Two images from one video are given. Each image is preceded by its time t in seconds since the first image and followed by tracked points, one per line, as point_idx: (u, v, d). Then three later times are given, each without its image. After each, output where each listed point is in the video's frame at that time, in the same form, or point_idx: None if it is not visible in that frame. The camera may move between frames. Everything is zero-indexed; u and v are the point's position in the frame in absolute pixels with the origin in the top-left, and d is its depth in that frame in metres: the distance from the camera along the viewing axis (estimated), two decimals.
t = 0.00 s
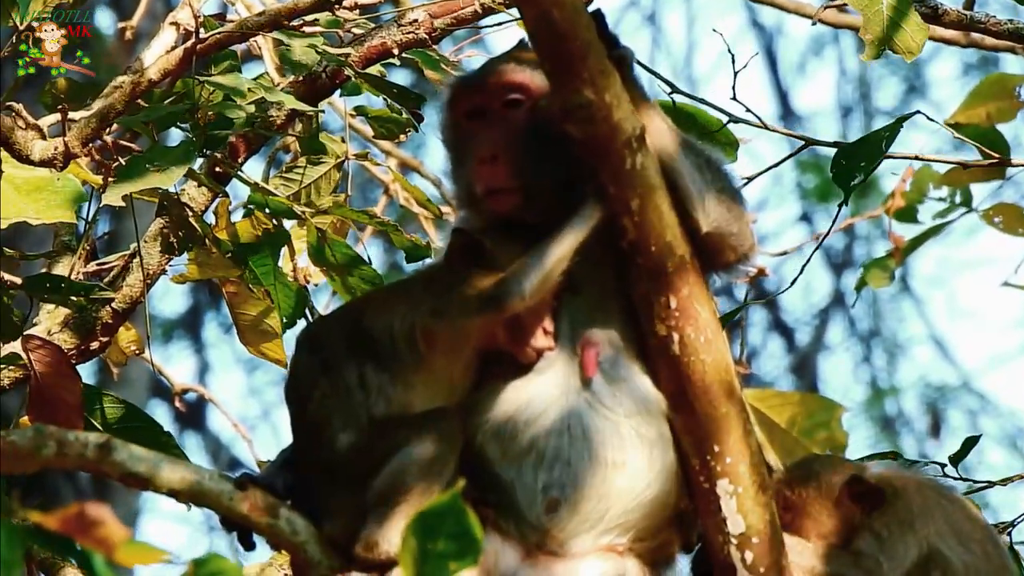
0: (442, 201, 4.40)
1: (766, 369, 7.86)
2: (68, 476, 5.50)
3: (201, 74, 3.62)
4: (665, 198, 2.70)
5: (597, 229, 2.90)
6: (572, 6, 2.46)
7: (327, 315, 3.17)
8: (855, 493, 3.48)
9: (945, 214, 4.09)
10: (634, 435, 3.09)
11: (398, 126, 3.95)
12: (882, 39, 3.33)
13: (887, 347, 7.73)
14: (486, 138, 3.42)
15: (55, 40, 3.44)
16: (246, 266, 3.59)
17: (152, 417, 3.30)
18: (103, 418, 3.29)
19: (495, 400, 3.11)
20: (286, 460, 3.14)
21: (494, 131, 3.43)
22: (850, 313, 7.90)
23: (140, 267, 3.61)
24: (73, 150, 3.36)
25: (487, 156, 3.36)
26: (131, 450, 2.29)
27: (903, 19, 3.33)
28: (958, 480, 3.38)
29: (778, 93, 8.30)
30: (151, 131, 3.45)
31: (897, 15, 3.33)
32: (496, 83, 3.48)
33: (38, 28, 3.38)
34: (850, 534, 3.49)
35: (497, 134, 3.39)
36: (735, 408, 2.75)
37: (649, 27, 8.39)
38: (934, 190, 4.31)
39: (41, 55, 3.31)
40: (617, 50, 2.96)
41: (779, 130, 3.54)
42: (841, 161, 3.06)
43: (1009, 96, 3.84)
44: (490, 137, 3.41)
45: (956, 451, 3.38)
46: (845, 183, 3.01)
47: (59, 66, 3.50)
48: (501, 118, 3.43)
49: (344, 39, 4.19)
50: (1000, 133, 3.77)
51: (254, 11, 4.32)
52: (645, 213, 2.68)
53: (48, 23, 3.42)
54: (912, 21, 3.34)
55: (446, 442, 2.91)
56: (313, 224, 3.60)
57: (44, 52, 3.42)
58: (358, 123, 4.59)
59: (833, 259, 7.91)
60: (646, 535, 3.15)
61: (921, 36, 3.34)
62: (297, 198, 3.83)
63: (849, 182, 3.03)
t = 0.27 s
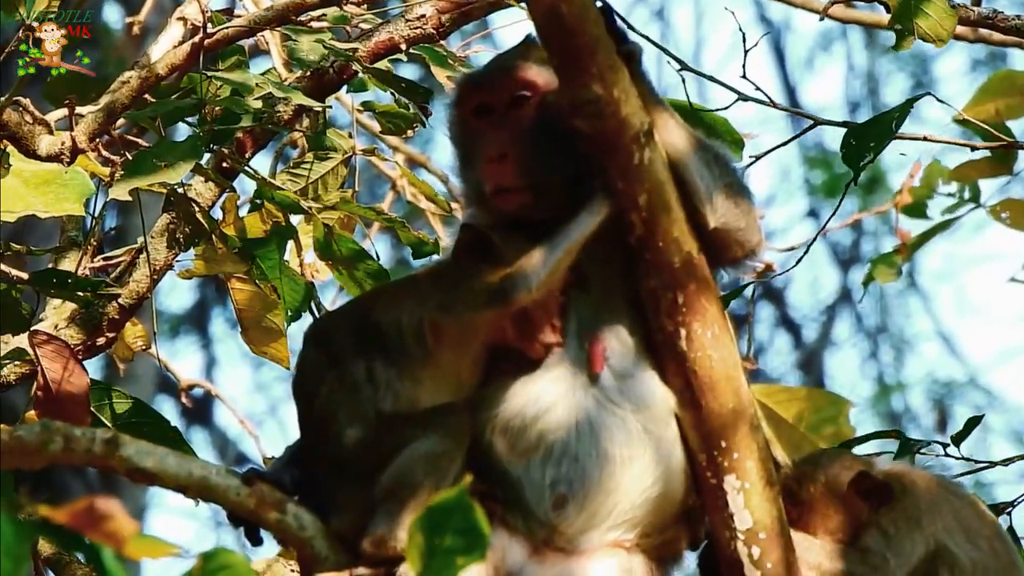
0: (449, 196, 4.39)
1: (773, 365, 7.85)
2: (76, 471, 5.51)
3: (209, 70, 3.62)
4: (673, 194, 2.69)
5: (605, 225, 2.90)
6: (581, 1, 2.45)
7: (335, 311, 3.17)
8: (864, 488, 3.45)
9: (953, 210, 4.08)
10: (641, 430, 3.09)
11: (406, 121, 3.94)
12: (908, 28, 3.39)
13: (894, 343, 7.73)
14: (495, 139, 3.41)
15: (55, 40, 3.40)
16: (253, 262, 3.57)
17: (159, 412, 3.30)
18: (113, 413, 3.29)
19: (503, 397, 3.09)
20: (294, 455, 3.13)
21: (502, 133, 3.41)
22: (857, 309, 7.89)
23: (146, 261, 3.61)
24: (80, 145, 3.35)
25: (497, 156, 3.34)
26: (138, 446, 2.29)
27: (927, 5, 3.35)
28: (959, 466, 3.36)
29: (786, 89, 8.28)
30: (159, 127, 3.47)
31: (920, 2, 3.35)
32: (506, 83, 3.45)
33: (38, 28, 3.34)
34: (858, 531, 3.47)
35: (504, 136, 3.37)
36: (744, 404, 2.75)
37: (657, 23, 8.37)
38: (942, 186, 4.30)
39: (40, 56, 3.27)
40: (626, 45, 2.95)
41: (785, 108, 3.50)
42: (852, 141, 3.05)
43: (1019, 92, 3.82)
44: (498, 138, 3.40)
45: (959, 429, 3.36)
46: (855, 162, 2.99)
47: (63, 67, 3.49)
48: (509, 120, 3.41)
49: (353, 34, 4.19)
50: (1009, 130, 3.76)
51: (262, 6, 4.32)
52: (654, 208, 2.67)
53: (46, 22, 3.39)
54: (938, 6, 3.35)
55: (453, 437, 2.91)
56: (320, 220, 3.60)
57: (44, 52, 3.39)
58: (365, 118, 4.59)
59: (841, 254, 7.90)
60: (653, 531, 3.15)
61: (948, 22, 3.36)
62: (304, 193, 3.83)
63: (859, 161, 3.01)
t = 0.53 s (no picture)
0: (453, 188, 4.39)
1: (778, 356, 7.85)
2: (80, 460, 5.52)
3: (214, 62, 3.62)
4: (678, 185, 2.69)
5: (609, 216, 2.89)
6: None
7: (340, 301, 3.17)
8: (867, 481, 3.49)
9: (958, 204, 4.07)
10: (647, 421, 3.07)
11: (410, 113, 3.93)
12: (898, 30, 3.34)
13: (899, 335, 7.72)
14: (500, 133, 3.42)
15: (54, 40, 3.42)
16: (258, 253, 3.57)
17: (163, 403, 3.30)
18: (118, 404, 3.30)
19: (508, 385, 3.11)
20: (298, 445, 3.14)
21: (507, 126, 3.42)
22: (863, 301, 7.88)
23: (151, 252, 3.61)
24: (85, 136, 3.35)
25: (503, 150, 3.36)
26: (142, 435, 2.30)
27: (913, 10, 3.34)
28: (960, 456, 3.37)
29: (791, 81, 8.27)
30: (163, 119, 3.48)
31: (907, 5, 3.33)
32: (517, 77, 3.42)
33: (38, 29, 3.37)
34: (863, 522, 3.49)
35: (509, 130, 3.40)
36: (748, 395, 2.75)
37: (663, 15, 8.36)
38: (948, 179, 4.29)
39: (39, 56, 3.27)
40: (631, 36, 2.94)
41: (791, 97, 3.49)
42: (854, 130, 3.03)
43: None
44: (503, 132, 3.41)
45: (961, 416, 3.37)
46: (855, 153, 3.00)
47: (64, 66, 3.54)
48: (515, 114, 3.41)
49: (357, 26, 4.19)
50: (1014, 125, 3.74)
51: None
52: (658, 199, 2.67)
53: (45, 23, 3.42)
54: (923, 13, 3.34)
55: (458, 428, 2.91)
56: (325, 210, 3.60)
57: (44, 52, 3.40)
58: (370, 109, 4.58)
59: (847, 247, 7.85)
60: (659, 521, 3.14)
61: (931, 29, 3.34)
62: (308, 184, 3.84)
63: (862, 150, 3.02)
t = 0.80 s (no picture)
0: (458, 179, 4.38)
1: (784, 348, 7.84)
2: (85, 450, 5.52)
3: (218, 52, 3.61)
4: (683, 174, 2.68)
5: (614, 206, 2.89)
6: None
7: (345, 292, 3.17)
8: (873, 473, 3.47)
9: (963, 193, 4.06)
10: (651, 411, 3.07)
11: (414, 104, 3.91)
12: (908, 15, 3.29)
13: (905, 327, 7.71)
14: (506, 124, 3.43)
15: (54, 40, 3.50)
16: (262, 242, 3.54)
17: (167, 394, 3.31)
18: (123, 395, 3.30)
19: (512, 374, 3.10)
20: (303, 435, 3.14)
21: (512, 117, 3.43)
22: (869, 293, 7.87)
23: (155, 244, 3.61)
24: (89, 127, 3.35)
25: (507, 141, 3.36)
26: (146, 425, 2.30)
27: None
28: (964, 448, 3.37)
29: (797, 72, 8.25)
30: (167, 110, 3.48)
31: None
32: (522, 67, 3.41)
33: (37, 28, 3.47)
34: (866, 512, 3.47)
35: (513, 122, 3.40)
36: (753, 384, 2.74)
37: (668, 6, 8.34)
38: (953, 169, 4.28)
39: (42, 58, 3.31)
40: (637, 25, 2.93)
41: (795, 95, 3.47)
42: (858, 124, 3.02)
43: None
44: (510, 122, 3.42)
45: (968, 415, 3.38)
46: (860, 148, 3.00)
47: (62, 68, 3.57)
48: (522, 105, 3.41)
49: (362, 17, 4.18)
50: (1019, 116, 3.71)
51: None
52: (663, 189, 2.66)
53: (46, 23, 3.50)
54: None
55: (463, 417, 2.92)
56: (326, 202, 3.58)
57: (45, 52, 3.47)
58: (374, 100, 4.58)
59: (852, 238, 7.87)
60: (663, 512, 3.14)
61: (948, 12, 3.29)
62: (313, 174, 3.83)
63: (866, 145, 3.01)
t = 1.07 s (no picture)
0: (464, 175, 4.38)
1: (791, 345, 7.83)
2: (90, 444, 5.52)
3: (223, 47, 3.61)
4: (688, 169, 2.68)
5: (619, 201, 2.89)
6: None
7: (351, 287, 3.18)
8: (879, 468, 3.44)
9: (969, 191, 4.05)
10: (658, 406, 3.07)
11: (419, 99, 3.92)
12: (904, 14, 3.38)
13: (912, 323, 7.70)
14: (511, 119, 3.39)
15: (55, 40, 3.47)
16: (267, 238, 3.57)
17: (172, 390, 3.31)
18: (129, 389, 3.31)
19: (519, 369, 3.09)
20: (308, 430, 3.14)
21: (517, 113, 3.39)
22: (876, 290, 7.86)
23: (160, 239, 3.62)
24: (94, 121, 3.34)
25: (514, 137, 3.32)
26: (153, 419, 2.30)
27: None
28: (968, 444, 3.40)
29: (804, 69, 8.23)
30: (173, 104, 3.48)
31: None
32: (524, 65, 3.42)
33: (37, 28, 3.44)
34: (872, 509, 3.43)
35: (523, 117, 3.35)
36: (758, 379, 2.74)
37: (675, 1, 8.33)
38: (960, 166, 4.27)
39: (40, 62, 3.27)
40: (643, 21, 2.93)
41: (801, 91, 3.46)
42: (864, 120, 3.01)
43: None
44: (515, 118, 3.38)
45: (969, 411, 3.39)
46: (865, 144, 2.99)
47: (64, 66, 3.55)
48: (525, 100, 3.39)
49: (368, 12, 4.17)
50: None
51: None
52: (670, 185, 2.66)
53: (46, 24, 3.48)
54: None
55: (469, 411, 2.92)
56: (332, 198, 3.60)
57: (45, 52, 3.45)
58: (381, 96, 4.57)
59: (860, 234, 7.87)
60: (669, 508, 3.13)
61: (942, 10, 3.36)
62: (318, 170, 3.83)
63: (871, 140, 3.00)
